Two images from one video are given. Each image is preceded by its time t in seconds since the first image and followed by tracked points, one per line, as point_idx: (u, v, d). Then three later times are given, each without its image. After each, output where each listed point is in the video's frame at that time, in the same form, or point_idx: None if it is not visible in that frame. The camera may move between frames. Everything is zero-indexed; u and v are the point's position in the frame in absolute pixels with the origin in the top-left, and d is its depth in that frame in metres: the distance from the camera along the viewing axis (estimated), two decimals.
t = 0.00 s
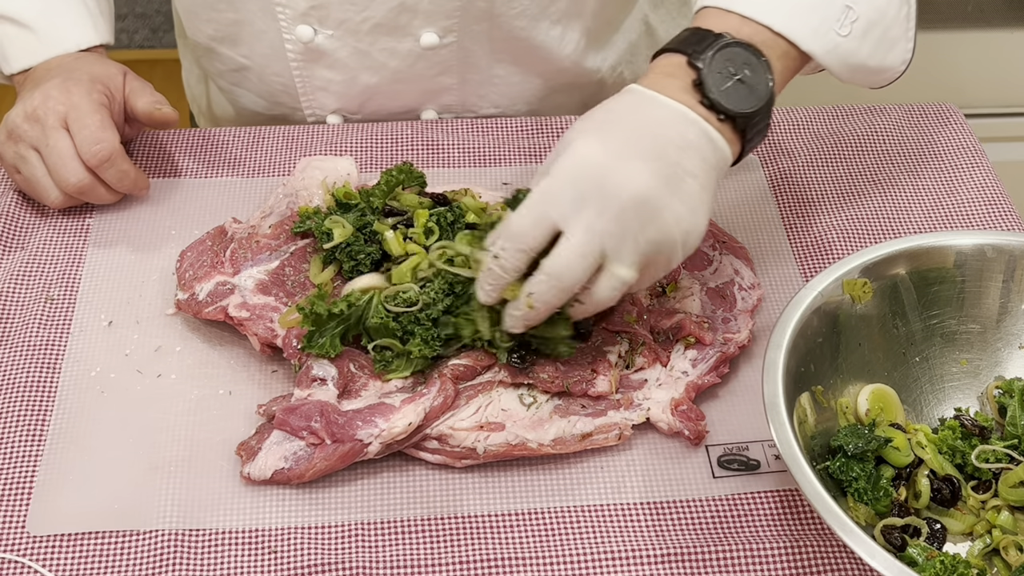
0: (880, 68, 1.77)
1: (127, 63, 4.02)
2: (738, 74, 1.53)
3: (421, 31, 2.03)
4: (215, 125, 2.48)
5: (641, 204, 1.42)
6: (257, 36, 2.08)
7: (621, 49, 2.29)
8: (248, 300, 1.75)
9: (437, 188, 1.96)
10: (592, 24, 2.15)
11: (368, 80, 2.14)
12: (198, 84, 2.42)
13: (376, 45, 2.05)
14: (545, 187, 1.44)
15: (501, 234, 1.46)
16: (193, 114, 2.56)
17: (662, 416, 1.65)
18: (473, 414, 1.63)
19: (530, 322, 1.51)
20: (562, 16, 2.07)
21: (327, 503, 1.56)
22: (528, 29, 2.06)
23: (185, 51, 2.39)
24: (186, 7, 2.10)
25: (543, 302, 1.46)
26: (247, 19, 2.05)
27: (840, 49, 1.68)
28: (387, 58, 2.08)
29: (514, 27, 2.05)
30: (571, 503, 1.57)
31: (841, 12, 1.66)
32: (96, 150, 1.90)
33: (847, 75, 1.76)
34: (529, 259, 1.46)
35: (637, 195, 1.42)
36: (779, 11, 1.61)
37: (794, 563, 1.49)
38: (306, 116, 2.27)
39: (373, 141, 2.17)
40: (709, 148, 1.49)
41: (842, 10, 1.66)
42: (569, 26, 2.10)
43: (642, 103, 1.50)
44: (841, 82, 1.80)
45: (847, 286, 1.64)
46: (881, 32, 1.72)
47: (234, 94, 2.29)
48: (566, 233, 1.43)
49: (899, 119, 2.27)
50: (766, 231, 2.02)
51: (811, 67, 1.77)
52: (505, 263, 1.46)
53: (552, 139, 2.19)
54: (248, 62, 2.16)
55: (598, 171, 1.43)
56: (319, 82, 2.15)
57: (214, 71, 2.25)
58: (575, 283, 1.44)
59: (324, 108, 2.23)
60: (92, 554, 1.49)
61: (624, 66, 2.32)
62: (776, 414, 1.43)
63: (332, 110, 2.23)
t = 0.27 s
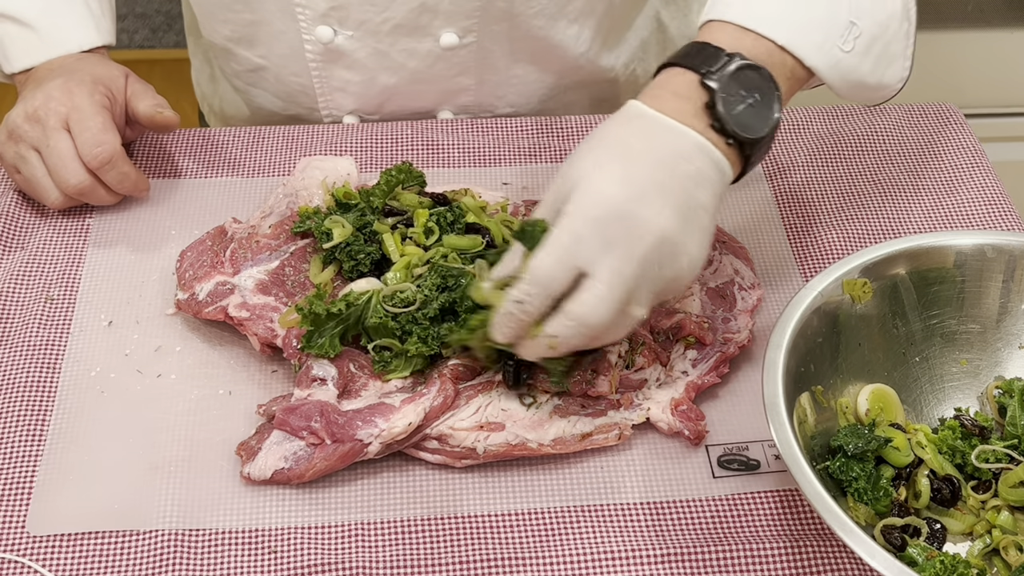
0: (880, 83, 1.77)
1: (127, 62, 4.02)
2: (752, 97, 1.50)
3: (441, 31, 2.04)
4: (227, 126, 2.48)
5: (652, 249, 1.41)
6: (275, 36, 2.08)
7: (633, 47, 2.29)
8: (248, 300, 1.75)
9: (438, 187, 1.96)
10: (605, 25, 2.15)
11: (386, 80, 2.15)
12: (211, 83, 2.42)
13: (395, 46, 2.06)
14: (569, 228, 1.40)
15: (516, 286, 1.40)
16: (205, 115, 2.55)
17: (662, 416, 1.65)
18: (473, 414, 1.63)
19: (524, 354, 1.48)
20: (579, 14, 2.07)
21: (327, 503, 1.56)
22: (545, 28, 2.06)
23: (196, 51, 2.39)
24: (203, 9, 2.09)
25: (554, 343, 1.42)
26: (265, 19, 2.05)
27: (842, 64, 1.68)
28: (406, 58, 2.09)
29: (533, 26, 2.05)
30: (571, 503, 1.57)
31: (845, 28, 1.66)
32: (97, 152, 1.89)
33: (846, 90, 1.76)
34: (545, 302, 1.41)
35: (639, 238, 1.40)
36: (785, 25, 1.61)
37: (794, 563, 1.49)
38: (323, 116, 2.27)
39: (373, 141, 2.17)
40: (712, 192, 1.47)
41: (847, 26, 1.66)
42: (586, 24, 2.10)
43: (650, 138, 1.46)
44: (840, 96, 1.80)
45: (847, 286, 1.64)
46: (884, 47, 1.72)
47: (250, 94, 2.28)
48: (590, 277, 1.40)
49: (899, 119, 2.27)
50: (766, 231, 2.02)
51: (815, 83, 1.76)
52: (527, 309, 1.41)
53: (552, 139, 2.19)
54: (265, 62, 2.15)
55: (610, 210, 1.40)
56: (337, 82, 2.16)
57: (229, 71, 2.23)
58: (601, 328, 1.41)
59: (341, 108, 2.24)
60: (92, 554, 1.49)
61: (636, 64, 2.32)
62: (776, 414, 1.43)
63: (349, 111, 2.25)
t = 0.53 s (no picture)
0: (850, 102, 1.58)
1: (128, 62, 4.02)
2: (654, 107, 1.35)
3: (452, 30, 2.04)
4: (236, 126, 2.48)
5: (496, 264, 1.36)
6: (286, 33, 2.07)
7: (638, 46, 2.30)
8: (248, 300, 1.75)
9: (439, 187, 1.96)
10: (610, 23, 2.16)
11: (396, 79, 2.15)
12: (220, 82, 2.42)
13: (407, 45, 2.06)
14: (396, 232, 1.41)
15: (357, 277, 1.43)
16: (214, 114, 2.56)
17: (662, 416, 1.65)
18: (473, 414, 1.63)
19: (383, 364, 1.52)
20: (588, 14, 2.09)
21: (327, 503, 1.56)
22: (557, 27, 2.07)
23: (205, 49, 2.39)
24: (211, 6, 2.09)
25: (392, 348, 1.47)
26: (276, 17, 2.05)
27: (797, 75, 1.50)
28: (417, 57, 2.10)
29: (543, 25, 2.06)
30: (571, 503, 1.57)
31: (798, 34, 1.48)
32: (99, 154, 1.90)
33: (809, 107, 1.57)
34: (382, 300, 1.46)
35: (495, 250, 1.35)
36: (733, 30, 1.45)
37: (794, 563, 1.49)
38: (334, 113, 2.27)
39: (374, 141, 2.17)
40: (598, 200, 1.34)
41: (801, 31, 1.48)
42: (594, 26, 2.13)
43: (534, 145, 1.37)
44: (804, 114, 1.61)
45: (846, 286, 1.64)
46: (848, 60, 1.53)
47: (260, 93, 2.27)
48: (405, 282, 1.41)
49: (899, 119, 2.27)
50: (767, 231, 2.02)
51: (784, 106, 1.61)
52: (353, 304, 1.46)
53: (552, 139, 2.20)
54: (277, 60, 2.15)
55: (448, 221, 1.37)
56: (347, 80, 2.16)
57: (238, 70, 2.23)
58: (415, 334, 1.44)
59: (350, 106, 2.24)
60: (92, 554, 1.49)
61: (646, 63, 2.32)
62: (776, 414, 1.43)
63: (359, 109, 2.25)
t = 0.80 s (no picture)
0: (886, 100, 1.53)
1: (128, 62, 4.02)
2: (712, 120, 1.30)
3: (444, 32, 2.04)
4: (235, 125, 2.48)
5: (547, 277, 1.30)
6: (282, 32, 2.07)
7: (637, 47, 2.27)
8: (248, 300, 1.75)
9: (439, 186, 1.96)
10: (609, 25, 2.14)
11: (390, 80, 2.15)
12: (221, 79, 2.42)
13: (399, 46, 2.06)
14: (448, 237, 1.32)
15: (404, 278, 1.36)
16: (216, 112, 2.56)
17: (662, 416, 1.65)
18: (473, 414, 1.64)
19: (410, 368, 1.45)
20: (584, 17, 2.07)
21: (327, 503, 1.56)
22: (548, 31, 2.07)
23: (206, 46, 2.40)
24: (209, 5, 2.08)
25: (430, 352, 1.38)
26: (271, 17, 2.05)
27: (840, 75, 1.46)
28: (409, 59, 2.10)
29: (535, 28, 2.06)
30: (571, 503, 1.57)
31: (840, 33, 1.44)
32: (97, 153, 1.89)
33: (849, 108, 1.53)
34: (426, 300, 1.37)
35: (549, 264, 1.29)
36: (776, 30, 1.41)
37: (794, 563, 1.49)
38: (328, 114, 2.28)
39: (373, 141, 2.17)
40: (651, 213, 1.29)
41: (842, 31, 1.44)
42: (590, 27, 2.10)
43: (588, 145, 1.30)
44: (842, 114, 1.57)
45: (847, 286, 1.64)
46: (887, 57, 1.49)
47: (258, 91, 2.27)
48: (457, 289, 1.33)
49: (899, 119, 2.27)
50: (766, 231, 2.02)
51: (813, 106, 1.56)
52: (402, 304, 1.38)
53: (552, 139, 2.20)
54: (273, 60, 2.15)
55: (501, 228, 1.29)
56: (342, 80, 2.16)
57: (235, 68, 2.23)
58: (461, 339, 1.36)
59: (346, 106, 2.24)
60: (92, 554, 1.49)
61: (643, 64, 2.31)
62: (776, 414, 1.43)
63: (354, 109, 2.25)
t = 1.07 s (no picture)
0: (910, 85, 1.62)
1: (128, 62, 4.02)
2: (746, 95, 1.37)
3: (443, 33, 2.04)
4: (234, 125, 2.48)
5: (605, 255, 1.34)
6: (281, 33, 2.07)
7: (636, 48, 2.27)
8: (248, 300, 1.75)
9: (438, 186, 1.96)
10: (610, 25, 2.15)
11: (389, 81, 2.15)
12: (220, 80, 2.41)
13: (398, 48, 2.06)
14: (505, 225, 1.39)
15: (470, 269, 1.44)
16: (214, 112, 2.56)
17: (662, 416, 1.65)
18: (473, 414, 1.63)
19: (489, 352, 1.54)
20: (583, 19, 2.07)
21: (327, 503, 1.56)
22: (549, 31, 2.07)
23: (204, 47, 2.39)
24: (208, 7, 2.08)
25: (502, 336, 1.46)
26: (270, 18, 2.05)
27: (868, 59, 1.53)
28: (409, 61, 2.10)
29: (535, 29, 2.06)
30: (571, 503, 1.57)
31: (868, 19, 1.51)
32: (97, 153, 1.89)
33: (875, 93, 1.61)
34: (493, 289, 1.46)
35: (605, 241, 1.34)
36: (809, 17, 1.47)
37: (794, 563, 1.49)
38: (327, 114, 2.27)
39: (373, 141, 2.17)
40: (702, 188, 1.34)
41: (869, 17, 1.51)
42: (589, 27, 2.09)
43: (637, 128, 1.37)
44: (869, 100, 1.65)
45: (847, 286, 1.64)
46: (912, 43, 1.57)
47: (257, 92, 2.27)
48: (519, 274, 1.40)
49: (899, 119, 2.27)
50: (767, 231, 2.02)
51: (836, 93, 1.65)
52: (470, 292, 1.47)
53: (551, 139, 2.20)
54: (271, 61, 2.15)
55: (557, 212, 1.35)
56: (341, 82, 2.16)
57: (233, 69, 2.23)
58: (523, 324, 1.43)
59: (345, 107, 2.24)
60: (92, 554, 1.49)
61: (640, 65, 2.31)
62: (776, 414, 1.43)
63: (352, 110, 2.25)
